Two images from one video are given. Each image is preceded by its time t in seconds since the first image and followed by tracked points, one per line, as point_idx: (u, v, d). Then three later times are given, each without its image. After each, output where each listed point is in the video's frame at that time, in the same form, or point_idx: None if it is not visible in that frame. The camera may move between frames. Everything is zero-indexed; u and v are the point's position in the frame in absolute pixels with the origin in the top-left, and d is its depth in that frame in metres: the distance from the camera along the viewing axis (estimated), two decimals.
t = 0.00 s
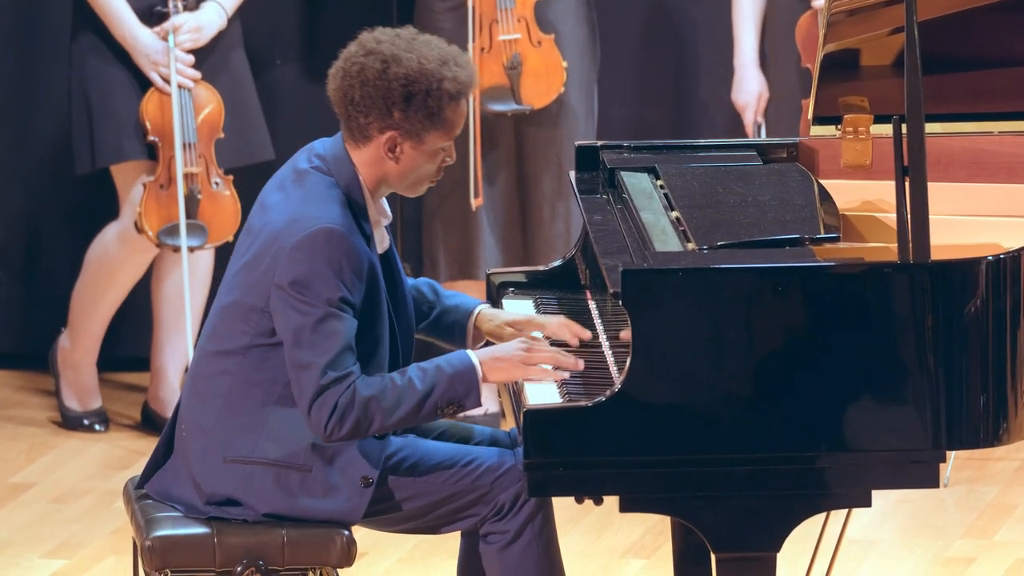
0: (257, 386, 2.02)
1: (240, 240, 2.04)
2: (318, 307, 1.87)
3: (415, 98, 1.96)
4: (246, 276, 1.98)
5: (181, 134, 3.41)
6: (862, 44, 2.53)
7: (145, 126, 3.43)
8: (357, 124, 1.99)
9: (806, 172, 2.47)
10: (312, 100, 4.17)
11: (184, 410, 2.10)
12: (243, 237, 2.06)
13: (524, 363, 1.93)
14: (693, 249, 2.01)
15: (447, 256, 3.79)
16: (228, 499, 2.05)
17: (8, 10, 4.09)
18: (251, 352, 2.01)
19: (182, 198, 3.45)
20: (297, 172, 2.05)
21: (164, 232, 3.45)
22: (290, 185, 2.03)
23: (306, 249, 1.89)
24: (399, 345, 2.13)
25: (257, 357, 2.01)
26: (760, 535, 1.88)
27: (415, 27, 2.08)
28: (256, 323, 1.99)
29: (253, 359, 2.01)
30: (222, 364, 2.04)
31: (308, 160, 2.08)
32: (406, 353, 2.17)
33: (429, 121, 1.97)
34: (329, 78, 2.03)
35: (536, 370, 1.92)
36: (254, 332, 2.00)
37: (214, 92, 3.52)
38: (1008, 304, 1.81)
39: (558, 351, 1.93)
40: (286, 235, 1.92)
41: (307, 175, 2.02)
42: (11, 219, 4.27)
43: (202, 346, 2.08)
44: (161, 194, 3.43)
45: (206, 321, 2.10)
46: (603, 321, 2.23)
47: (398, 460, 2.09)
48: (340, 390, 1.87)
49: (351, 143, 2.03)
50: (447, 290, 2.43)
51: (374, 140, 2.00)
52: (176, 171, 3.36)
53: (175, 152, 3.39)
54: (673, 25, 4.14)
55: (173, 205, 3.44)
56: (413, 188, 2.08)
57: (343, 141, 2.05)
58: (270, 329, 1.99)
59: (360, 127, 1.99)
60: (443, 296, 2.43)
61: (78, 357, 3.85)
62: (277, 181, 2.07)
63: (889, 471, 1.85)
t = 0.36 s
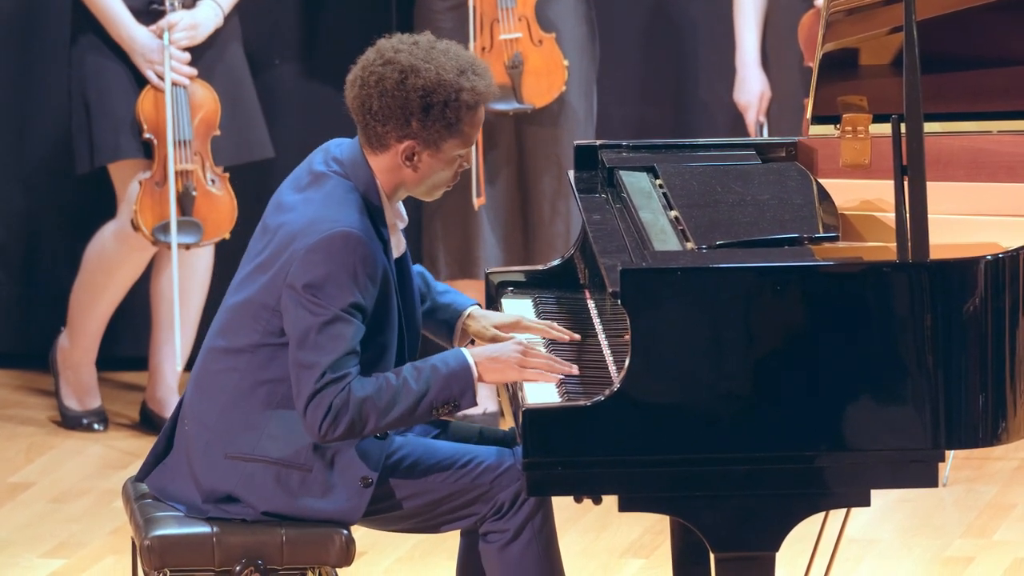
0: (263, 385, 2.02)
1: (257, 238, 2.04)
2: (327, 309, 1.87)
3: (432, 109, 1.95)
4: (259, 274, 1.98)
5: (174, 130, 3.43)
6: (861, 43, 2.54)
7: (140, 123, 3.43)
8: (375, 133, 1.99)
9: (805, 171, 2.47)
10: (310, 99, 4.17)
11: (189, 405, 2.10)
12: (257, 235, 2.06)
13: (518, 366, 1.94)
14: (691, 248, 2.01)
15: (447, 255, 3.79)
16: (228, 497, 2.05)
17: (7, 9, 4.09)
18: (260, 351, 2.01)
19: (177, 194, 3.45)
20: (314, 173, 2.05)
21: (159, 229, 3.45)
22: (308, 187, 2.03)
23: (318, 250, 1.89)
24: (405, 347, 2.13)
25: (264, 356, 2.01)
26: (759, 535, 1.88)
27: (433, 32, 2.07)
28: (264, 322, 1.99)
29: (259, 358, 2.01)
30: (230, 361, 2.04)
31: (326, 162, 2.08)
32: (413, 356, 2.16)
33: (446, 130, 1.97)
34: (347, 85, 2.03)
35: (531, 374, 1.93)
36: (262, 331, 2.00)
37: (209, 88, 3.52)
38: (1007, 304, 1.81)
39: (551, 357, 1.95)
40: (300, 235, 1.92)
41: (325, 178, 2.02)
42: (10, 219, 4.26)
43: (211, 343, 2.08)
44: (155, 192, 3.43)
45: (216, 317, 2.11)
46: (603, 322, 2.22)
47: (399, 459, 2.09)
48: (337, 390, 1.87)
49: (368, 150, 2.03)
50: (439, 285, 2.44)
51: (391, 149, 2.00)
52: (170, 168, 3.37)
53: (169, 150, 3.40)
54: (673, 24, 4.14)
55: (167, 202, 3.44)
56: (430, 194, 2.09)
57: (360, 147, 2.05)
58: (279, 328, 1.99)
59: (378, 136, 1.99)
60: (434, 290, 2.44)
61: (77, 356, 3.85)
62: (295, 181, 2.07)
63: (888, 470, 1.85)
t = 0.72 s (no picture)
0: (264, 383, 2.02)
1: (260, 238, 2.04)
2: (330, 306, 1.87)
3: (433, 109, 1.96)
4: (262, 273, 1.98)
5: (171, 129, 3.42)
6: (861, 43, 2.55)
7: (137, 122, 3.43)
8: (376, 133, 1.99)
9: (804, 171, 2.47)
10: (310, 99, 4.17)
11: (190, 404, 2.10)
12: (260, 234, 2.06)
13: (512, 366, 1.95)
14: (690, 248, 2.01)
15: (447, 255, 3.79)
16: (228, 497, 2.05)
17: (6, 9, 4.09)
18: (262, 349, 2.01)
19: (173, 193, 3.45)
20: (316, 172, 2.05)
21: (155, 227, 3.45)
22: (310, 186, 2.03)
23: (321, 247, 1.89)
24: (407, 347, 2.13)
25: (265, 355, 2.01)
26: (760, 535, 1.88)
27: (434, 30, 2.07)
28: (266, 320, 1.99)
29: (261, 357, 2.01)
30: (233, 360, 2.04)
31: (328, 162, 2.08)
32: (417, 356, 2.16)
33: (447, 129, 1.97)
34: (348, 85, 2.03)
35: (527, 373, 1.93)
36: (264, 330, 2.00)
37: (207, 88, 3.53)
38: (1007, 304, 1.81)
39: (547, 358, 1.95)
40: (304, 233, 1.92)
41: (327, 177, 2.02)
42: (9, 219, 4.26)
43: (213, 342, 2.08)
44: (152, 190, 3.43)
45: (218, 316, 2.11)
46: (602, 322, 2.22)
47: (399, 459, 2.09)
48: (341, 387, 1.87)
49: (370, 150, 2.03)
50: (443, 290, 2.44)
51: (393, 149, 2.00)
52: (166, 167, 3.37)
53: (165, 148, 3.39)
54: (673, 25, 4.14)
55: (164, 200, 3.43)
56: (433, 193, 2.09)
57: (362, 147, 2.06)
58: (280, 327, 1.99)
59: (379, 136, 1.99)
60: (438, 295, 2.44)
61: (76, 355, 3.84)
62: (298, 181, 2.07)
63: (888, 469, 1.85)
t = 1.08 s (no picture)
0: (261, 381, 2.01)
1: (253, 235, 2.04)
2: (323, 303, 1.87)
3: (418, 95, 1.95)
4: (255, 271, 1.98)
5: (167, 127, 3.43)
6: (860, 41, 2.55)
7: (133, 119, 3.44)
8: (363, 124, 1.99)
9: (804, 170, 2.47)
10: (309, 98, 4.17)
11: (187, 404, 2.10)
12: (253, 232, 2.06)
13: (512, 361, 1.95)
14: (690, 246, 2.01)
15: (447, 253, 3.80)
16: (227, 495, 2.05)
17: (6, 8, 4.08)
18: (257, 347, 2.01)
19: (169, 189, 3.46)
20: (308, 169, 2.05)
21: (151, 224, 3.45)
22: (301, 183, 2.03)
23: (312, 244, 1.89)
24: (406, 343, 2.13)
25: (261, 352, 2.01)
26: (759, 533, 1.88)
27: (419, 23, 2.07)
28: (262, 319, 1.99)
29: (257, 355, 2.01)
30: (229, 359, 2.04)
31: (319, 157, 2.08)
32: (415, 351, 2.16)
33: (433, 117, 1.96)
34: (334, 78, 2.03)
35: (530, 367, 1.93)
36: (259, 328, 2.00)
37: (203, 85, 3.53)
38: (1007, 302, 1.82)
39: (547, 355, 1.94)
40: (295, 230, 1.92)
41: (317, 173, 2.02)
42: (9, 218, 4.26)
43: (209, 340, 2.08)
44: (148, 187, 3.42)
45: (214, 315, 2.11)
46: (602, 321, 2.22)
47: (399, 457, 2.08)
48: (340, 386, 1.87)
49: (358, 143, 2.03)
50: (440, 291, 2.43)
51: (380, 139, 2.00)
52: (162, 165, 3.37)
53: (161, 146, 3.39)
54: (672, 23, 4.14)
55: (159, 198, 3.43)
56: (423, 185, 2.08)
57: (351, 140, 2.05)
58: (276, 324, 1.99)
59: (366, 127, 1.99)
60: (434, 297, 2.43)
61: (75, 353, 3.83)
62: (289, 178, 2.08)
63: (888, 467, 1.85)
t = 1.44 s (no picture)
0: (253, 375, 2.02)
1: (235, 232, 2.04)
2: (311, 292, 1.88)
3: (384, 69, 1.96)
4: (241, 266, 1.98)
5: (164, 124, 3.42)
6: (860, 39, 2.57)
7: (130, 117, 3.43)
8: (333, 106, 2.00)
9: (804, 167, 2.47)
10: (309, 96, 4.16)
11: (181, 403, 2.10)
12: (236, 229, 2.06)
13: (522, 355, 1.94)
14: (690, 244, 2.01)
15: (446, 251, 3.79)
16: (226, 493, 2.05)
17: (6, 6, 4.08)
18: (248, 342, 2.01)
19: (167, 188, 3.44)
20: (284, 161, 2.05)
21: (148, 223, 3.44)
22: (278, 175, 2.03)
23: (295, 233, 1.90)
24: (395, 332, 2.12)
25: (251, 346, 2.01)
26: (759, 531, 1.88)
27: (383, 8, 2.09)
28: (252, 311, 2.00)
29: (248, 349, 2.01)
30: (219, 356, 2.04)
31: (294, 149, 2.08)
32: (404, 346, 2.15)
33: (401, 90, 1.97)
34: (301, 68, 2.05)
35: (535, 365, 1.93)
36: (249, 321, 2.00)
37: (202, 83, 3.52)
38: (1007, 300, 1.82)
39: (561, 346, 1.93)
40: (276, 221, 1.93)
41: (293, 164, 2.02)
42: (9, 216, 4.26)
43: (199, 339, 2.08)
44: (145, 185, 3.42)
45: (203, 314, 2.11)
46: (602, 319, 2.21)
47: (397, 455, 2.07)
48: (348, 373, 1.89)
49: (331, 129, 2.04)
50: (436, 292, 2.44)
51: (351, 119, 2.00)
52: (159, 163, 3.37)
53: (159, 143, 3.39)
54: (672, 21, 4.14)
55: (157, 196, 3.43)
56: (401, 168, 2.07)
57: (324, 128, 2.06)
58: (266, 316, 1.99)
59: (336, 109, 2.00)
60: (430, 298, 2.43)
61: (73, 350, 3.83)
62: (267, 173, 2.06)
63: (888, 465, 1.85)
